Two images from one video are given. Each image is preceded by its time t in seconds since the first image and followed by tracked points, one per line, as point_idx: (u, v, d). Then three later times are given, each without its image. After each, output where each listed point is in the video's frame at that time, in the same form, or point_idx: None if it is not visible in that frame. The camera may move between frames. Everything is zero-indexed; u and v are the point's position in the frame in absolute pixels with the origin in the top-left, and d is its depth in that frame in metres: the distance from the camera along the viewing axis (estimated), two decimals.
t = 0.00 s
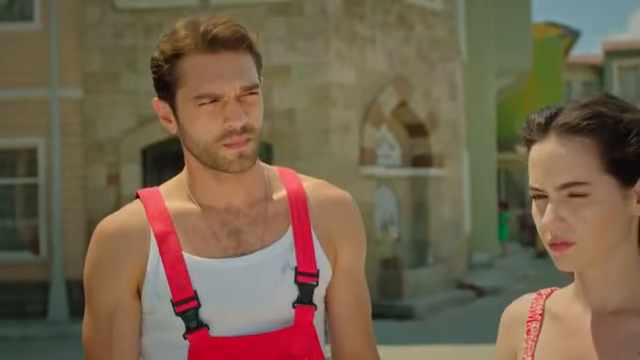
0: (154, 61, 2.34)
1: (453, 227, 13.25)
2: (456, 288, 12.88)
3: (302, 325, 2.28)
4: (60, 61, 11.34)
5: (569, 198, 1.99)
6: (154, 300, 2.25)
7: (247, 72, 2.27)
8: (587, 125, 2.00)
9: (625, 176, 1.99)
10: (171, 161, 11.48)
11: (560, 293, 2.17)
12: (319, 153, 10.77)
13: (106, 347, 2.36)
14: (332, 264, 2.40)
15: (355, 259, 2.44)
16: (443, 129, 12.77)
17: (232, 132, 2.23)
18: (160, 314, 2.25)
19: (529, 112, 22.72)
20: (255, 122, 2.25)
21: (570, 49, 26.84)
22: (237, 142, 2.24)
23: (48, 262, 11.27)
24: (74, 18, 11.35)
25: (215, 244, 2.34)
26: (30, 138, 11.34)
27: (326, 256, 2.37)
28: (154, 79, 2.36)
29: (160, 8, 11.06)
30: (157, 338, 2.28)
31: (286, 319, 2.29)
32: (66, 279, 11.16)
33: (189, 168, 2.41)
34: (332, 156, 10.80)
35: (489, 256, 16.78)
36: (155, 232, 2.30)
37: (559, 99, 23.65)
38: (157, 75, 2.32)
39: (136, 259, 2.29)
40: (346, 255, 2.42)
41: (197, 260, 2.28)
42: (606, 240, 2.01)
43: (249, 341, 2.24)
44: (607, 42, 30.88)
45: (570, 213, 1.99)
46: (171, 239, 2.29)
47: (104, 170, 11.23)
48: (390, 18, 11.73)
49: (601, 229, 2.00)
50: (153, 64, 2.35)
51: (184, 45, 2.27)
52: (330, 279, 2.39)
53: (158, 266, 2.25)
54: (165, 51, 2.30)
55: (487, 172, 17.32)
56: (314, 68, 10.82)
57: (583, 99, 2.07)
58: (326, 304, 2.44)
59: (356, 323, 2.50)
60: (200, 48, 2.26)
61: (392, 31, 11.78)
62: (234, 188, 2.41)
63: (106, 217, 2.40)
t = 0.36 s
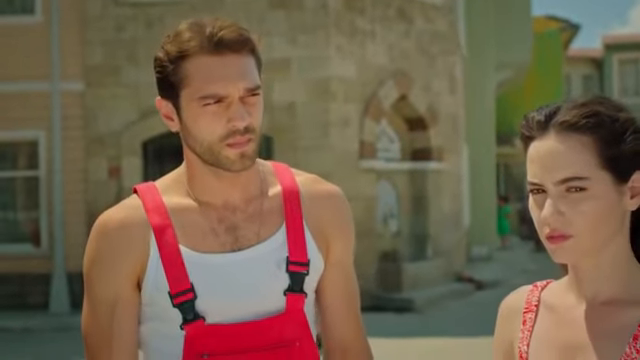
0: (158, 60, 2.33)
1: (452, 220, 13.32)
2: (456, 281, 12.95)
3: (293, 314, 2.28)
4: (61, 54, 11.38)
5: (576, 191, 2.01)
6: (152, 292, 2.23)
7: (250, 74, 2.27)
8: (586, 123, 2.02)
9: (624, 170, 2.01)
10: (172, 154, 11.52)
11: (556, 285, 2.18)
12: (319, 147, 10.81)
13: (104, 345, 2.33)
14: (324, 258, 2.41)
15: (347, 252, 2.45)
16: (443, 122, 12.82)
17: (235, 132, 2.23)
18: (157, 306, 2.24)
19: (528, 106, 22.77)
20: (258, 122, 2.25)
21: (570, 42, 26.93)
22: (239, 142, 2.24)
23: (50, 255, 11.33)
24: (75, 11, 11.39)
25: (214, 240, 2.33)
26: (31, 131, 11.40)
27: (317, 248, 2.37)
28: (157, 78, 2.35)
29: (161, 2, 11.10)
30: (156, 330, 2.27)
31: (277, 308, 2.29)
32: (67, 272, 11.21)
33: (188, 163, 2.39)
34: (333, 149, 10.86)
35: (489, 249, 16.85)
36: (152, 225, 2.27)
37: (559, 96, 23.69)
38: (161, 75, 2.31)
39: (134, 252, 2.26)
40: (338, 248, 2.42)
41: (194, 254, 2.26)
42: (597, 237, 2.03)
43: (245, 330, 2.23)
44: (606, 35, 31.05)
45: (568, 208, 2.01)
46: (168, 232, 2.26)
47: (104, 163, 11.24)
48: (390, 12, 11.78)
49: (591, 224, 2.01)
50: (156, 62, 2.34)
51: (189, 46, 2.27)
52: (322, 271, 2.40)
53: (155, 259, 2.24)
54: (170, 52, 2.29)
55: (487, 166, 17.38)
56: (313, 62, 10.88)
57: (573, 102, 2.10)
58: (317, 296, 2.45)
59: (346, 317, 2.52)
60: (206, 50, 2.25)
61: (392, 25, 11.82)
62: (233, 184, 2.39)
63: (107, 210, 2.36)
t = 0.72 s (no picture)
0: (163, 57, 2.36)
1: (448, 214, 13.41)
2: (451, 275, 13.05)
3: (288, 301, 2.30)
4: (59, 47, 11.43)
5: (570, 185, 2.04)
6: (151, 281, 2.25)
7: (253, 72, 2.30)
8: (580, 119, 2.05)
9: (613, 166, 2.05)
10: (169, 146, 11.60)
11: (547, 275, 2.21)
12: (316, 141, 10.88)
13: (105, 339, 2.33)
14: (317, 249, 2.44)
15: (338, 244, 2.47)
16: (439, 117, 12.90)
17: (238, 129, 2.27)
18: (157, 295, 2.25)
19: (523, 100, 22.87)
20: (260, 120, 2.29)
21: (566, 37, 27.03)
22: (242, 139, 2.28)
23: (47, 246, 11.39)
24: (74, 4, 11.44)
25: (214, 232, 2.35)
26: (30, 123, 11.44)
27: (311, 240, 2.40)
28: (161, 75, 2.38)
29: None
30: (155, 317, 2.28)
31: (270, 296, 2.31)
32: (65, 264, 11.28)
33: (188, 155, 2.41)
34: (330, 143, 10.95)
35: (484, 243, 16.95)
36: (152, 216, 2.29)
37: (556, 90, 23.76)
38: (166, 71, 2.34)
39: (137, 242, 2.26)
40: (329, 240, 2.46)
41: (193, 246, 2.28)
42: (586, 230, 2.06)
43: (243, 317, 2.25)
44: (603, 30, 31.16)
45: (561, 199, 2.04)
46: (168, 223, 2.28)
47: (102, 155, 11.31)
48: (387, 6, 11.85)
49: (582, 218, 2.05)
50: (161, 59, 2.37)
51: (194, 44, 2.30)
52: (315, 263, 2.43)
53: (155, 251, 2.25)
54: (175, 49, 2.32)
55: (483, 159, 17.45)
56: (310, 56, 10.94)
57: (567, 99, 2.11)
58: (309, 286, 2.49)
59: (337, 308, 2.54)
60: (211, 49, 2.29)
61: (389, 19, 11.89)
62: (231, 179, 2.42)
63: (107, 203, 2.35)
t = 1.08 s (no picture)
0: (171, 54, 2.37)
1: (442, 210, 13.49)
2: (445, 270, 13.14)
3: (288, 292, 2.32)
4: (55, 41, 11.48)
5: (547, 177, 2.06)
6: (156, 271, 2.26)
7: (258, 70, 2.32)
8: (562, 115, 2.07)
9: (592, 163, 2.06)
10: (165, 142, 11.66)
11: (538, 266, 2.23)
12: (311, 136, 10.94)
13: (112, 329, 2.35)
14: (315, 241, 2.46)
15: (333, 237, 2.49)
16: (433, 113, 12.97)
17: (244, 124, 2.28)
18: (161, 285, 2.27)
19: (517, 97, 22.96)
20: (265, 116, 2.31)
21: (560, 34, 27.15)
22: (247, 133, 2.29)
23: (43, 240, 11.45)
24: None
25: (216, 225, 2.37)
26: (26, 117, 11.48)
27: (309, 233, 2.41)
28: (168, 71, 2.40)
29: None
30: (160, 308, 2.29)
31: (270, 287, 2.32)
32: (60, 258, 11.33)
33: (192, 148, 2.44)
34: (324, 138, 10.99)
35: (477, 239, 17.05)
36: (156, 209, 2.30)
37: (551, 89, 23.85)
38: (174, 68, 2.36)
39: (142, 234, 2.28)
40: (327, 233, 2.47)
41: (195, 238, 2.30)
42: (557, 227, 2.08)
43: (246, 307, 2.27)
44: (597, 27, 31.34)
45: (538, 190, 2.06)
46: (171, 216, 2.30)
47: (98, 150, 11.32)
48: (382, 3, 11.91)
49: (561, 211, 2.07)
50: (168, 56, 2.39)
51: (202, 42, 2.31)
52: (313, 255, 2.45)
53: (160, 243, 2.27)
54: (183, 46, 2.34)
55: (477, 156, 17.53)
56: (306, 51, 10.99)
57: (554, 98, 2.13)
58: (306, 277, 2.51)
59: (333, 298, 2.58)
60: (218, 46, 2.30)
61: (384, 16, 11.96)
62: (232, 173, 2.44)
63: (111, 197, 2.36)
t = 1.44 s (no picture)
0: (184, 52, 2.36)
1: (434, 208, 13.57)
2: (437, 267, 13.24)
3: (292, 287, 2.31)
4: (50, 38, 11.53)
5: (518, 170, 2.08)
6: (163, 262, 2.27)
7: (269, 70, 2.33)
8: (537, 114, 2.07)
9: (566, 162, 2.06)
10: (158, 138, 11.73)
11: (527, 260, 2.23)
12: (304, 133, 11.01)
13: (120, 322, 2.37)
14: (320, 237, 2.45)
15: (338, 232, 2.48)
16: (426, 111, 13.07)
17: (254, 121, 2.29)
18: (167, 276, 2.28)
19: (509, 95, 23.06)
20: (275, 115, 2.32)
21: (553, 33, 27.30)
22: (257, 130, 2.30)
23: (37, 236, 11.52)
24: None
25: (221, 217, 2.37)
26: (21, 114, 11.54)
27: (314, 227, 2.41)
28: (179, 68, 2.39)
29: None
30: (165, 300, 2.31)
31: (274, 282, 2.32)
32: (54, 253, 11.38)
33: (200, 145, 2.45)
34: (317, 136, 11.05)
35: (469, 236, 17.15)
36: (164, 203, 2.31)
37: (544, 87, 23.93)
38: (188, 65, 2.35)
39: (150, 225, 2.30)
40: (333, 228, 2.46)
41: (202, 229, 2.30)
42: (534, 221, 2.10)
43: (250, 301, 2.27)
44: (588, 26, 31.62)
45: (516, 184, 2.08)
46: (177, 209, 2.30)
47: (92, 147, 11.39)
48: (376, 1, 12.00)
49: (536, 205, 2.08)
50: (181, 53, 2.38)
51: (216, 40, 2.32)
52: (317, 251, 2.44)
53: (166, 234, 2.28)
54: (196, 44, 2.33)
55: (470, 154, 17.64)
56: (300, 49, 11.07)
57: (538, 100, 2.12)
58: (310, 274, 2.50)
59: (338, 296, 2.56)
60: (232, 46, 2.31)
61: (378, 14, 12.05)
62: (239, 167, 2.45)
63: (120, 193, 2.39)
